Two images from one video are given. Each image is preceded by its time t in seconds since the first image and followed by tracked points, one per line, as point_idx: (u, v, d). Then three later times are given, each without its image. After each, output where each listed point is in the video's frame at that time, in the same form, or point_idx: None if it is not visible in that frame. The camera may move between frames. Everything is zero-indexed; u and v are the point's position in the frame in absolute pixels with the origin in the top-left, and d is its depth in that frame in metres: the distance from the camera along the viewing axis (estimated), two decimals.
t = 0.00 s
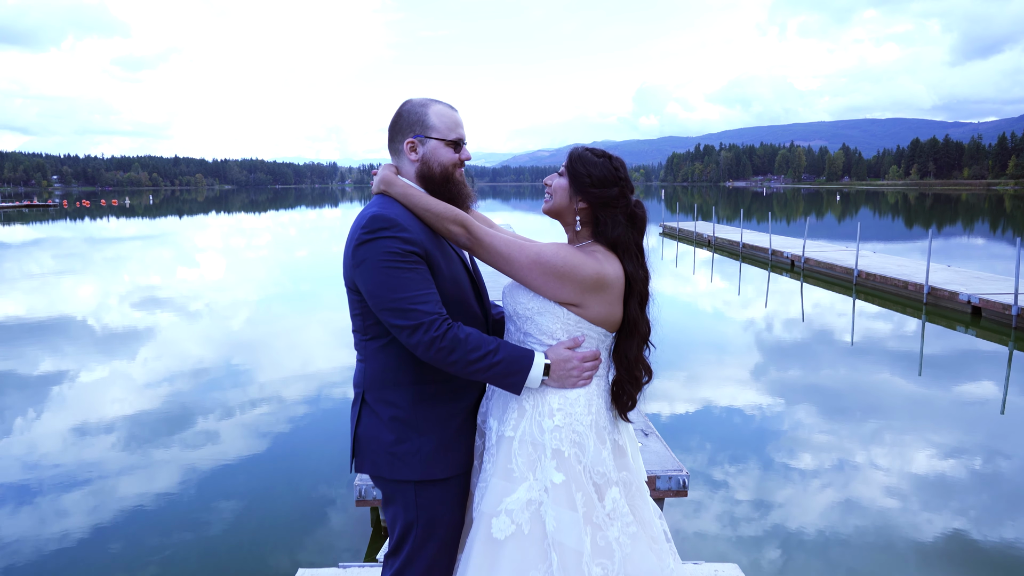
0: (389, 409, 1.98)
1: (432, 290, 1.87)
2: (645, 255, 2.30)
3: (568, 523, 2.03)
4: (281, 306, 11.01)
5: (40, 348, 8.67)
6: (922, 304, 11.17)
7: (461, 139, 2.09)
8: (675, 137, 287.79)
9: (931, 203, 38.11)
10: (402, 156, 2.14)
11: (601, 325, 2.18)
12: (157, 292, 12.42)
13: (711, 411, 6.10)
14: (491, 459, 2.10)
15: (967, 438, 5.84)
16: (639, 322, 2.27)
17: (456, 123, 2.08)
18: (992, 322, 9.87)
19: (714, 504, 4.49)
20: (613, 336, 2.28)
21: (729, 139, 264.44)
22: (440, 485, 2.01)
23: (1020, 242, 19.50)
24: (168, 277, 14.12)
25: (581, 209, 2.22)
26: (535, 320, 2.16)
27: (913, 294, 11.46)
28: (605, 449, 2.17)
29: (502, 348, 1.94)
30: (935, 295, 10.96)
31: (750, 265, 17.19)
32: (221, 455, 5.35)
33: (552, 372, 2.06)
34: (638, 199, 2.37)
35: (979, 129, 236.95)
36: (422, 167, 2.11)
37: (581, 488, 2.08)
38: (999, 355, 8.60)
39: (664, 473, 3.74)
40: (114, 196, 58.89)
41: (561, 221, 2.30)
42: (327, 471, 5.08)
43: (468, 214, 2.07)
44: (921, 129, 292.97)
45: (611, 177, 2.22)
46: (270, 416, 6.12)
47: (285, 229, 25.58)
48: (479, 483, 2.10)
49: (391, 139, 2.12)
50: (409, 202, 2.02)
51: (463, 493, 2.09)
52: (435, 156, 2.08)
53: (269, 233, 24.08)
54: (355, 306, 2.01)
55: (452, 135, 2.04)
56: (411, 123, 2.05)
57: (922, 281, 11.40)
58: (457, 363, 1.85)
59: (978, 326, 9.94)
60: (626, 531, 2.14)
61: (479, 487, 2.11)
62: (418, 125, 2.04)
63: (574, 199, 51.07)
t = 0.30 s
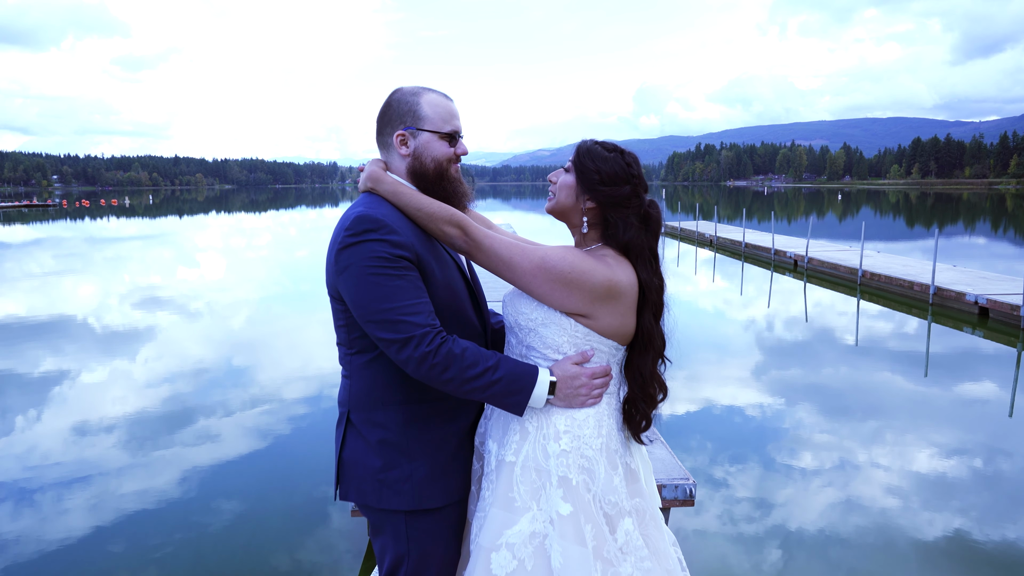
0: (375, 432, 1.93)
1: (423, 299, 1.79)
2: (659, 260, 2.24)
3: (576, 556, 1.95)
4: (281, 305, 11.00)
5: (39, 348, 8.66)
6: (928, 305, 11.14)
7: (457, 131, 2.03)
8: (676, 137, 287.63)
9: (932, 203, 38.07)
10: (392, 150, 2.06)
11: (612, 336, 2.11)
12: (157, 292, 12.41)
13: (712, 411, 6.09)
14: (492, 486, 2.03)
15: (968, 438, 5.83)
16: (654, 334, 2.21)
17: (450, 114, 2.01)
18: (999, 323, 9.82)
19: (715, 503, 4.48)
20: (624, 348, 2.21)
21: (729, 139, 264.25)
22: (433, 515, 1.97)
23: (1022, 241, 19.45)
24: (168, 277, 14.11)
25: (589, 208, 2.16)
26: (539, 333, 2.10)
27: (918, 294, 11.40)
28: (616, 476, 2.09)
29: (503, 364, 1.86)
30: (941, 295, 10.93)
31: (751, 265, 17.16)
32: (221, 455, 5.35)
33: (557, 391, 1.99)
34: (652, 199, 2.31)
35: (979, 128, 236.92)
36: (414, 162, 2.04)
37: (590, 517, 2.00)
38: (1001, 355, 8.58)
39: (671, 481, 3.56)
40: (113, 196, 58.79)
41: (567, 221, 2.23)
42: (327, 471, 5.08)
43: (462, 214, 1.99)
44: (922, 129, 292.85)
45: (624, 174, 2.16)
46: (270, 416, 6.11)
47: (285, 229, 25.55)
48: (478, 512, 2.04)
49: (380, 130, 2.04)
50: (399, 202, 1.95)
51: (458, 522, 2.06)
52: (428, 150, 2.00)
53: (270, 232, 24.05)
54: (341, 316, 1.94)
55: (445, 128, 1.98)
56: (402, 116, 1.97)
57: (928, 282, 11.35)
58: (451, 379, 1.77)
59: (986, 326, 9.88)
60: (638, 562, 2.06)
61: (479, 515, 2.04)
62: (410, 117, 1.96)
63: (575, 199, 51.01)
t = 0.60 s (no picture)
0: (363, 457, 1.80)
1: (416, 309, 1.65)
2: (678, 268, 2.13)
3: None
4: (280, 305, 10.98)
5: (37, 348, 8.64)
6: (933, 306, 11.00)
7: (453, 124, 1.92)
8: (674, 137, 287.76)
9: (930, 203, 38.19)
10: (384, 144, 1.94)
11: (625, 350, 1.98)
12: (155, 292, 12.37)
13: (712, 411, 6.08)
14: (495, 516, 1.92)
15: (968, 438, 5.84)
16: (673, 349, 2.08)
17: (447, 106, 1.90)
18: (1005, 325, 9.67)
19: (715, 504, 4.47)
20: (639, 364, 2.08)
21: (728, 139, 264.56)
22: (427, 545, 1.84)
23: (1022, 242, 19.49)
24: (167, 277, 14.08)
25: (601, 208, 2.06)
26: (546, 346, 1.98)
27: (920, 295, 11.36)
28: (631, 506, 1.98)
29: (506, 383, 1.72)
30: (945, 297, 10.77)
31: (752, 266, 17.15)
32: (220, 455, 5.33)
33: (565, 412, 1.84)
34: (669, 203, 2.22)
35: (977, 129, 237.43)
36: (409, 158, 1.92)
37: (602, 550, 1.88)
38: (1000, 355, 8.60)
39: (678, 491, 3.50)
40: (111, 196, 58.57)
41: (577, 222, 2.13)
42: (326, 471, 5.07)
43: (458, 213, 1.85)
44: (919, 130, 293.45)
45: (639, 172, 2.06)
46: (269, 416, 6.10)
47: (284, 229, 25.50)
48: (478, 544, 1.93)
49: (371, 125, 1.93)
50: (391, 202, 1.82)
51: (455, 553, 1.93)
52: (423, 144, 1.88)
53: (269, 232, 24.01)
54: (325, 329, 1.81)
55: (440, 120, 1.86)
56: (394, 108, 1.87)
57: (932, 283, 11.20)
58: (447, 397, 1.63)
59: (992, 329, 9.74)
60: None
61: (481, 546, 1.92)
62: (403, 108, 1.85)
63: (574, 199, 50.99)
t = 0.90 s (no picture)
0: (351, 491, 1.75)
1: (410, 329, 1.59)
2: (697, 278, 2.05)
3: None
4: (279, 307, 10.95)
5: (35, 349, 8.63)
6: (938, 308, 10.95)
7: (451, 122, 1.87)
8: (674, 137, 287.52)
9: (932, 203, 38.11)
10: (378, 144, 1.90)
11: (641, 371, 1.91)
12: (154, 293, 12.32)
13: (713, 413, 6.06)
14: (496, 554, 1.87)
15: (970, 441, 5.82)
16: (692, 370, 2.01)
17: (445, 103, 1.86)
18: (1012, 328, 9.63)
19: (716, 505, 4.46)
20: (654, 387, 2.02)
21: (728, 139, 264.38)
22: None
23: None
24: (165, 278, 14.03)
25: (614, 215, 1.99)
26: (553, 368, 1.93)
27: (928, 298, 11.25)
28: (645, 544, 1.91)
29: (509, 412, 1.64)
30: (951, 298, 10.73)
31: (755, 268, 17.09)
32: (219, 458, 5.31)
33: (576, 442, 1.78)
34: (689, 205, 2.14)
35: (977, 129, 237.33)
36: (404, 160, 1.88)
37: None
38: (1003, 357, 8.58)
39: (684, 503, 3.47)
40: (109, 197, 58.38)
41: (588, 230, 2.06)
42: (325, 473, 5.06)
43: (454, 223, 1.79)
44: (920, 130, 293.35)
45: (655, 175, 1.99)
46: (268, 418, 6.08)
47: (284, 230, 25.40)
48: None
49: (365, 125, 1.89)
50: (383, 210, 1.77)
51: None
52: (418, 144, 1.84)
53: (268, 233, 23.91)
54: (311, 349, 1.76)
55: (436, 119, 1.82)
56: (388, 107, 1.83)
57: (938, 285, 11.16)
58: (444, 424, 1.57)
59: (998, 331, 9.69)
60: None
61: None
62: (397, 105, 1.81)
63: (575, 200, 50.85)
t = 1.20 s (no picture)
0: (334, 524, 1.60)
1: (398, 349, 1.47)
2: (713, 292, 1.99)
3: None
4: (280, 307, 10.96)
5: (35, 350, 8.64)
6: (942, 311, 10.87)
7: (445, 122, 1.81)
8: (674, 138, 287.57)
9: (930, 204, 38.20)
10: (366, 146, 1.82)
11: (652, 392, 1.80)
12: (154, 293, 12.33)
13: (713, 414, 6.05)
14: None
15: (971, 442, 5.81)
16: (708, 393, 1.94)
17: (438, 102, 1.80)
18: (1016, 330, 9.55)
19: (716, 505, 4.45)
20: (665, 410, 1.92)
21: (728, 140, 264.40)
22: None
23: None
24: (165, 279, 14.04)
25: (625, 222, 1.92)
26: (556, 390, 1.83)
27: (931, 300, 11.19)
28: None
29: (508, 441, 1.53)
30: (955, 301, 10.66)
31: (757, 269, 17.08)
32: (218, 459, 5.31)
33: (582, 472, 1.67)
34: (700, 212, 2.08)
35: (977, 129, 237.42)
36: (394, 163, 1.80)
37: None
38: (1003, 358, 8.58)
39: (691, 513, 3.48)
40: (110, 198, 58.41)
41: (593, 238, 1.98)
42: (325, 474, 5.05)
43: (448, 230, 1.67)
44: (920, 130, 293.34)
45: (667, 179, 1.93)
46: (268, 419, 6.07)
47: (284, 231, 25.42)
48: None
49: (353, 126, 1.82)
50: (370, 217, 1.66)
51: None
52: (409, 145, 1.77)
53: (268, 233, 23.93)
54: (291, 370, 1.61)
55: (427, 118, 1.76)
56: (378, 104, 1.76)
57: (941, 287, 11.13)
58: (436, 454, 1.45)
59: (1003, 334, 9.61)
60: None
61: None
62: (386, 103, 1.75)
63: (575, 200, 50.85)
